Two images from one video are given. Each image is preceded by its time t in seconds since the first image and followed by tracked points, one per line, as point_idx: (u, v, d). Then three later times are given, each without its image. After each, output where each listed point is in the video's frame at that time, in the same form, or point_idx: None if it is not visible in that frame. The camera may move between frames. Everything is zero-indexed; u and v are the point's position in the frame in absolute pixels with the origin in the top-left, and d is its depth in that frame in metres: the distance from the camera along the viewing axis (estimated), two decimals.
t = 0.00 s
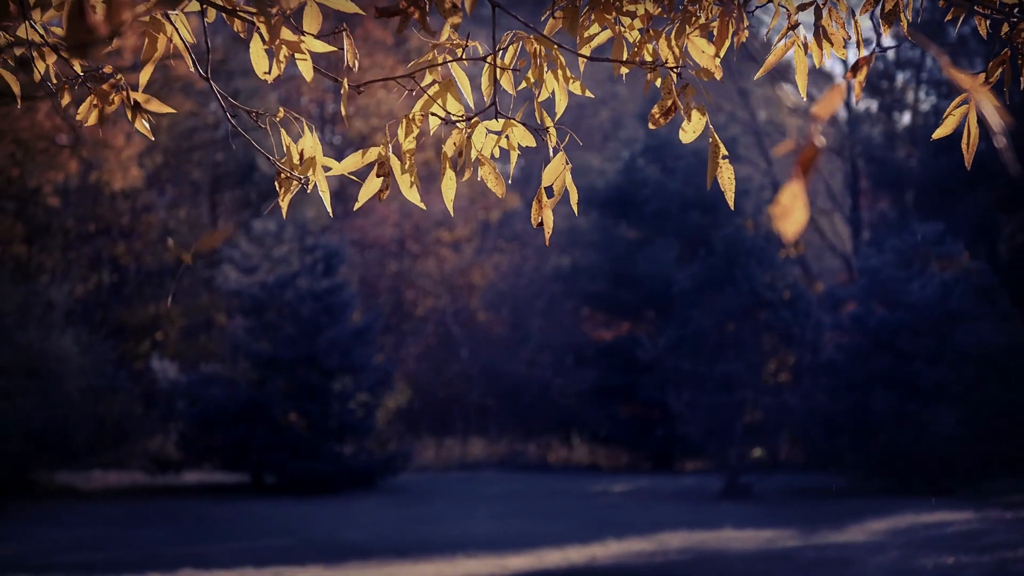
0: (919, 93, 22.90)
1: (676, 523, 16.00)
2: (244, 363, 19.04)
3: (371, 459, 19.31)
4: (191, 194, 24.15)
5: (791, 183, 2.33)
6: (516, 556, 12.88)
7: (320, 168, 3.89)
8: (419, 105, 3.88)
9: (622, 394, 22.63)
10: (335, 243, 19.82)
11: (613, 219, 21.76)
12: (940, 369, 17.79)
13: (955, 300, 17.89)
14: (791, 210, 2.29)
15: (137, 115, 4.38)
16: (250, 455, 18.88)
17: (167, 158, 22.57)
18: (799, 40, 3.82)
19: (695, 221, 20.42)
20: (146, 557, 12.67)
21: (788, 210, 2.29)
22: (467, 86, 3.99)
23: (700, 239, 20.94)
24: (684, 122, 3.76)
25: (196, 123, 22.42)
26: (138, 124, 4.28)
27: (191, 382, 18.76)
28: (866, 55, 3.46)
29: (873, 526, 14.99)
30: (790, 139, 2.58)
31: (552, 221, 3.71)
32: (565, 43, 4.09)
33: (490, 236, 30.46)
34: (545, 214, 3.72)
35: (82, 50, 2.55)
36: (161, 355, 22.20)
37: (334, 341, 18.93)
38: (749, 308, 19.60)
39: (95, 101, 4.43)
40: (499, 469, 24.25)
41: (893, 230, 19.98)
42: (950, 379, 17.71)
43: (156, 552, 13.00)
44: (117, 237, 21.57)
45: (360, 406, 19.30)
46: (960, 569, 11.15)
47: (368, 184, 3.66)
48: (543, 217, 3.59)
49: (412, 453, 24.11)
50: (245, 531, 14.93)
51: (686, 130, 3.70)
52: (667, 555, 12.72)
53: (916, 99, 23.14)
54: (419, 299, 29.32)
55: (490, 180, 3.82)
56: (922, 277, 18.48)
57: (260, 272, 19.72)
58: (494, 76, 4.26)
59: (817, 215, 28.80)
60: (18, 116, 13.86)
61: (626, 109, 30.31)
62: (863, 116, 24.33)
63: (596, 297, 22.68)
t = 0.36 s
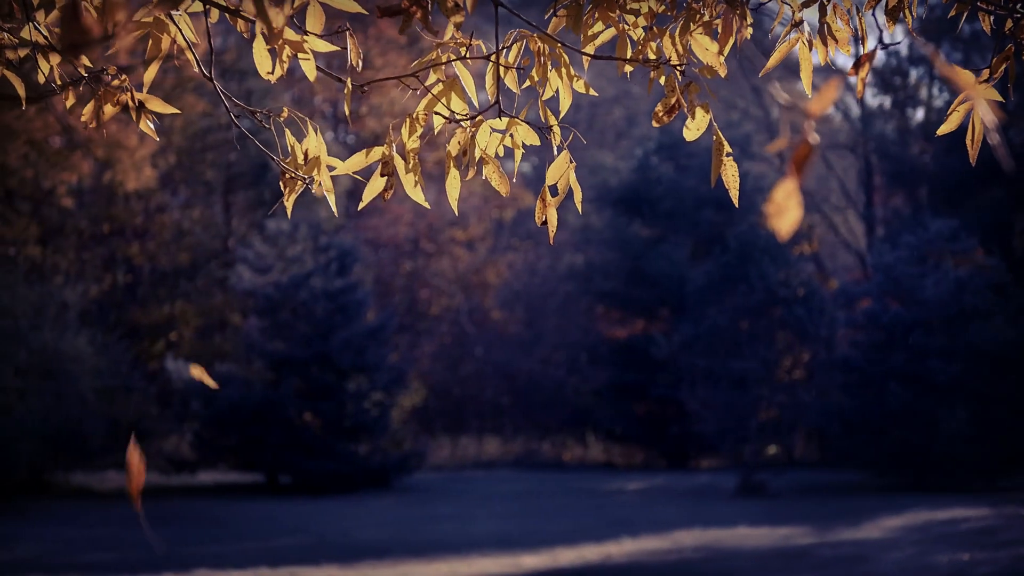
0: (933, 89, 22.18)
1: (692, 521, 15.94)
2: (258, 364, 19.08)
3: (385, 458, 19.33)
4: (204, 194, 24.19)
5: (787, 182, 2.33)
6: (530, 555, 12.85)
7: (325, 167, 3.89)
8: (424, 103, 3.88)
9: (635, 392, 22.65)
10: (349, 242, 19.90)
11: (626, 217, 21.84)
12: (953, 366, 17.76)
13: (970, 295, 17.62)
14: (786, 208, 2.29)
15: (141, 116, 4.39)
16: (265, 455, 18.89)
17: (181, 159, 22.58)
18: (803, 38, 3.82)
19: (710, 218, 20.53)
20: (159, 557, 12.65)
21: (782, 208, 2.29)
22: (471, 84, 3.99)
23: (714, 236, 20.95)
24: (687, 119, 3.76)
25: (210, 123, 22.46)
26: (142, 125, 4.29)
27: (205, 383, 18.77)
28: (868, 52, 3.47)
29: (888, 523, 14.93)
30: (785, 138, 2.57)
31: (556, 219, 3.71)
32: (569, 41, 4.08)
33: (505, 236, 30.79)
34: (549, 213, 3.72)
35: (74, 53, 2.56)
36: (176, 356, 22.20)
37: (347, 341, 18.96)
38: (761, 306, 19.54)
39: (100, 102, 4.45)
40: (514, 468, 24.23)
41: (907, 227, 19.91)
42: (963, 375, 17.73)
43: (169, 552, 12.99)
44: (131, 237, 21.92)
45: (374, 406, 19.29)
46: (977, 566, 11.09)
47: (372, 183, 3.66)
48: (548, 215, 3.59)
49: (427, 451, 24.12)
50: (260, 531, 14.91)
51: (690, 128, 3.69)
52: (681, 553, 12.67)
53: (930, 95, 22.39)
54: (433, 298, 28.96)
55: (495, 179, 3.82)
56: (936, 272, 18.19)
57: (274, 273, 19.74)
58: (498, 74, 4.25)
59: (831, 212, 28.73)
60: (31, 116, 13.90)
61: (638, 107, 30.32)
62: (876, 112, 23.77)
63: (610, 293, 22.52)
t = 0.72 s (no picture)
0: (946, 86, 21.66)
1: (705, 519, 15.91)
2: (271, 362, 19.11)
3: (398, 456, 19.31)
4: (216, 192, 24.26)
5: (779, 181, 2.32)
6: (543, 553, 12.85)
7: (328, 166, 3.89)
8: (427, 102, 3.89)
9: (648, 390, 22.65)
10: (362, 241, 19.91)
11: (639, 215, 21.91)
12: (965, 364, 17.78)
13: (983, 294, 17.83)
14: (778, 207, 2.28)
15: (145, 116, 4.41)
16: (278, 454, 18.85)
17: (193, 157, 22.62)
18: (808, 35, 3.81)
19: (723, 216, 20.60)
20: (171, 555, 12.65)
21: (776, 207, 2.28)
22: (474, 82, 3.98)
23: (726, 234, 20.96)
24: (690, 117, 3.75)
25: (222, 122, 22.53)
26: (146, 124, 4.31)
27: (219, 381, 18.80)
28: (871, 49, 3.47)
29: (901, 521, 14.90)
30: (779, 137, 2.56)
31: (560, 218, 3.71)
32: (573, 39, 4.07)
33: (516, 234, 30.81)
34: (552, 211, 3.72)
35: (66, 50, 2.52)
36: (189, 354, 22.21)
37: (360, 340, 18.98)
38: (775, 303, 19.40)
39: (104, 102, 4.46)
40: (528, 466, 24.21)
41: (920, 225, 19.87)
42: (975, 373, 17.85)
43: (182, 550, 13.01)
44: (144, 236, 22.32)
45: (387, 404, 19.29)
46: (988, 564, 11.06)
47: (375, 181, 3.66)
48: (552, 214, 3.59)
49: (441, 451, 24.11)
50: (272, 529, 14.90)
51: (694, 126, 3.68)
52: (695, 550, 12.66)
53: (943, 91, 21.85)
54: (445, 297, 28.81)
55: (497, 177, 3.81)
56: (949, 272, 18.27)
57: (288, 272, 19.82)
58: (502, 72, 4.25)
59: (844, 210, 28.65)
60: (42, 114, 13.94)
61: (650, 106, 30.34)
62: (889, 109, 23.30)
63: (622, 293, 22.79)
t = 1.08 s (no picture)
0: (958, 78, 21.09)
1: (715, 514, 15.92)
2: (283, 358, 19.15)
3: (409, 452, 19.34)
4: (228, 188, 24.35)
5: (770, 174, 2.33)
6: (555, 547, 12.89)
7: (331, 161, 3.89)
8: (429, 97, 3.89)
9: (659, 385, 22.67)
10: (373, 237, 19.94)
11: (650, 210, 21.96)
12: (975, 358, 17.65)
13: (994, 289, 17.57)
14: (769, 199, 2.29)
15: (147, 111, 4.41)
16: (290, 449, 18.88)
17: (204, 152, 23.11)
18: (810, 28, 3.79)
19: (733, 210, 20.64)
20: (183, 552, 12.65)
21: (766, 199, 2.29)
22: (476, 77, 3.98)
23: (737, 229, 20.96)
24: (692, 111, 3.74)
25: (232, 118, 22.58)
26: (149, 120, 4.32)
27: (230, 377, 18.84)
28: (870, 42, 3.46)
29: (911, 515, 14.90)
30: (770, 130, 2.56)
31: (561, 213, 3.71)
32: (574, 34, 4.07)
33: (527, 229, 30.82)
34: (554, 206, 3.72)
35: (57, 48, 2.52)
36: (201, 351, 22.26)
37: (371, 335, 18.99)
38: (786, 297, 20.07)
39: (108, 98, 4.47)
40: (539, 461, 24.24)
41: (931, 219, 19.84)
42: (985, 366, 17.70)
43: (194, 546, 13.07)
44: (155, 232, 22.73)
45: (399, 399, 19.31)
46: (1000, 558, 11.08)
47: (376, 176, 3.66)
48: (553, 208, 3.59)
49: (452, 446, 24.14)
50: (284, 526, 14.91)
51: (695, 120, 3.67)
52: (707, 545, 12.66)
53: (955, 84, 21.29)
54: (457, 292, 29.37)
55: (499, 172, 3.81)
56: (960, 265, 18.16)
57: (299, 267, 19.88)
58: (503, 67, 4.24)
59: (855, 204, 28.62)
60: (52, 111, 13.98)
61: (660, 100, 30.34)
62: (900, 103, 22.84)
63: (635, 286, 22.69)
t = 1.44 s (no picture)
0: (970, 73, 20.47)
1: (726, 511, 15.89)
2: (293, 355, 19.15)
3: (421, 449, 19.34)
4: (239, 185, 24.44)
5: (763, 171, 2.33)
6: (564, 545, 12.84)
7: (334, 158, 3.89)
8: (431, 94, 3.89)
9: (670, 381, 22.68)
10: (384, 234, 19.94)
11: (661, 207, 21.98)
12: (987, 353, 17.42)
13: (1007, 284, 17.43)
14: (762, 196, 2.29)
15: (149, 107, 4.41)
16: (302, 446, 18.85)
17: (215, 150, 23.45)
18: (814, 25, 3.78)
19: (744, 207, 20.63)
20: (194, 549, 12.63)
21: (759, 196, 2.29)
22: (479, 74, 3.97)
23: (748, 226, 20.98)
24: (694, 109, 3.73)
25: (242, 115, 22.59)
26: (151, 117, 4.32)
27: (241, 374, 18.83)
28: (872, 39, 3.45)
29: (923, 512, 14.86)
30: (762, 127, 2.56)
31: (563, 210, 3.70)
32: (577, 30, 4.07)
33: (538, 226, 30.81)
34: (556, 202, 3.71)
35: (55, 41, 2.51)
36: (212, 348, 22.27)
37: (382, 333, 18.97)
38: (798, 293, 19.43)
39: (111, 97, 4.48)
40: (551, 459, 24.19)
41: (942, 215, 19.79)
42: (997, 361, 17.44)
43: (203, 543, 13.06)
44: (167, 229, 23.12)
45: (410, 395, 19.30)
46: (1011, 554, 11.04)
47: (378, 173, 3.65)
48: (556, 205, 3.58)
49: (463, 443, 24.15)
50: (294, 523, 14.86)
51: (697, 117, 3.67)
52: (715, 542, 12.61)
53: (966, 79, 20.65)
54: (468, 288, 29.43)
55: (502, 168, 3.81)
56: (972, 261, 18.01)
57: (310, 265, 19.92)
58: (506, 63, 4.24)
59: (867, 201, 28.60)
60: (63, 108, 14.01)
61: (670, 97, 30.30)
62: (912, 100, 22.44)
63: (644, 283, 22.77)
